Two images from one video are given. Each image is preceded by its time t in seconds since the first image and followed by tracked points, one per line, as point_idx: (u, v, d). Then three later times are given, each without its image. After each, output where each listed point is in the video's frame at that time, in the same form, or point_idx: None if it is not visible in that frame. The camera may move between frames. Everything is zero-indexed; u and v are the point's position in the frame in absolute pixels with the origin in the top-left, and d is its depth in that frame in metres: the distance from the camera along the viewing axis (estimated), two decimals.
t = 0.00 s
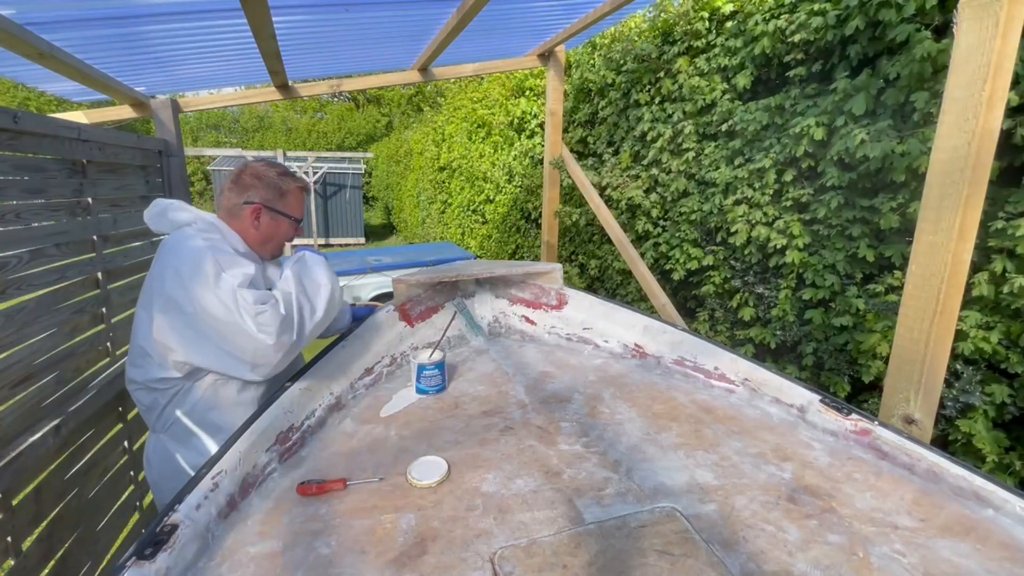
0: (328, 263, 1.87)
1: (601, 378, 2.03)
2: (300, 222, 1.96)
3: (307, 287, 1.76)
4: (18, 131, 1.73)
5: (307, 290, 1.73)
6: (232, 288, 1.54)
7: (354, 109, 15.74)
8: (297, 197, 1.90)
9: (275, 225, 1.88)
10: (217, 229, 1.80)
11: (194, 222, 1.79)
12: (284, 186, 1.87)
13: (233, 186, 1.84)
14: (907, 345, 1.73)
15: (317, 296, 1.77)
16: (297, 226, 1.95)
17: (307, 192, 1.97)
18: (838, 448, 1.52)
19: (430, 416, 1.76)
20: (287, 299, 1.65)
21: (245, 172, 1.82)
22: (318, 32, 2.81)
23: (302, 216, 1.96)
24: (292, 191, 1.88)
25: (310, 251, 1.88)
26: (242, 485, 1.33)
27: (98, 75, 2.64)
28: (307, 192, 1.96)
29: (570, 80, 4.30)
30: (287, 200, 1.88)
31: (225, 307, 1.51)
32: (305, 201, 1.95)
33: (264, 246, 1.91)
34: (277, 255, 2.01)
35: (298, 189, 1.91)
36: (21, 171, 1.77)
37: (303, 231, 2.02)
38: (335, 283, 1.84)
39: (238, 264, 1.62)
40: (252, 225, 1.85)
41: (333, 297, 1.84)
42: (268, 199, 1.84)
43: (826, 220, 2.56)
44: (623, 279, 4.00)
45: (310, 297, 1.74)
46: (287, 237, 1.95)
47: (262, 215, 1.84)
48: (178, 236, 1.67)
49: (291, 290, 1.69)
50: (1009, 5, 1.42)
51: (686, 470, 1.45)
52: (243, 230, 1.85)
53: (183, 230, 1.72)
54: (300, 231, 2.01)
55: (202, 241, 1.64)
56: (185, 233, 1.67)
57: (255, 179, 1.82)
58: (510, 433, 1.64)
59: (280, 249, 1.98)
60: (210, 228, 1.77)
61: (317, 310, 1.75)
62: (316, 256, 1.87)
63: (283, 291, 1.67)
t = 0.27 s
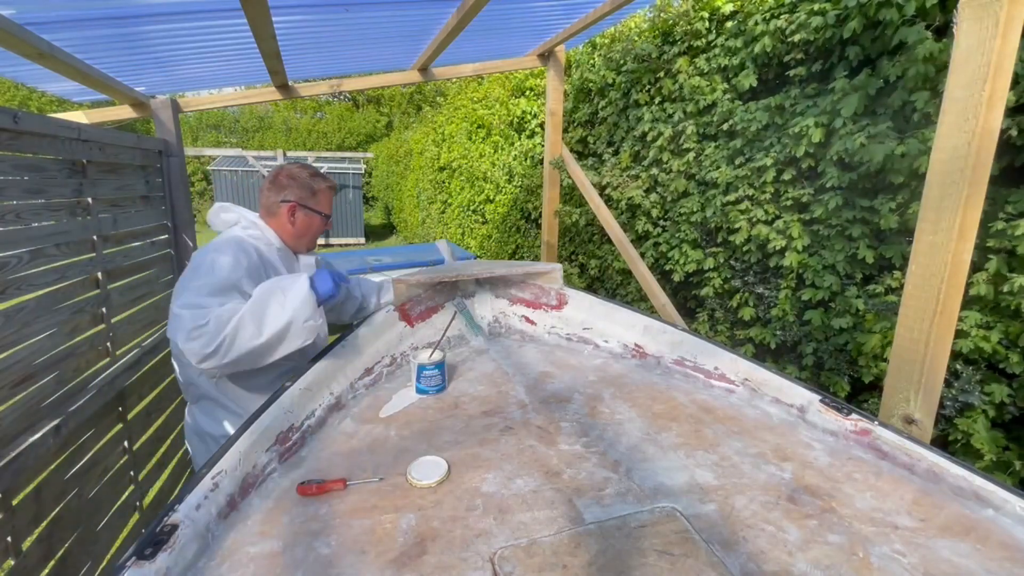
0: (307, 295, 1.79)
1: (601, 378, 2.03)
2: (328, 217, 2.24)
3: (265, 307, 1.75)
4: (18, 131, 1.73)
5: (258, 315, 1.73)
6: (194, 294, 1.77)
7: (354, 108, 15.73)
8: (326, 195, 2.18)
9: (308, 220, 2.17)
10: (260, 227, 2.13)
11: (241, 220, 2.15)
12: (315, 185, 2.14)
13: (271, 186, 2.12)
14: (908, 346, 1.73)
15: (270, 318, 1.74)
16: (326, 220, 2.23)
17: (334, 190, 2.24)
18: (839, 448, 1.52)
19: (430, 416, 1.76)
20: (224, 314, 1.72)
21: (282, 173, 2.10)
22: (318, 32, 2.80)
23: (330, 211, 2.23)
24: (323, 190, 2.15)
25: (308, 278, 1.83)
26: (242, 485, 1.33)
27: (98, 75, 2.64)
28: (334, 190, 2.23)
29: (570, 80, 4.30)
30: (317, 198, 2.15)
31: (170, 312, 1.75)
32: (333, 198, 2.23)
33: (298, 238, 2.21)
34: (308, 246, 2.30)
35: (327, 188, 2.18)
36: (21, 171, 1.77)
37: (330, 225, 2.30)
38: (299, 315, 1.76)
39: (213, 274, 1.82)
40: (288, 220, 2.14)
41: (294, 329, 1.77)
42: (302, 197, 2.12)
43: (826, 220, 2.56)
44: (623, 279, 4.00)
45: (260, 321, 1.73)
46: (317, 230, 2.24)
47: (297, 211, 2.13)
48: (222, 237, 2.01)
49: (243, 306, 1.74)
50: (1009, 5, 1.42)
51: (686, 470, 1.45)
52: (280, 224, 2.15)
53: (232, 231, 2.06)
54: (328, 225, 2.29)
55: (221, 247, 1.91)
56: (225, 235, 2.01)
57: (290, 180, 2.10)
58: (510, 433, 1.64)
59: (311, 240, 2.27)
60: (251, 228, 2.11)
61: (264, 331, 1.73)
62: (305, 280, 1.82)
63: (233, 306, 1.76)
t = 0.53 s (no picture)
0: (274, 295, 1.83)
1: (601, 378, 2.03)
2: (349, 215, 2.38)
3: (235, 297, 1.85)
4: (18, 131, 1.73)
5: (227, 298, 1.84)
6: (190, 271, 1.98)
7: (354, 108, 15.73)
8: (347, 193, 2.32)
9: (330, 216, 2.32)
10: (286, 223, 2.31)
11: (268, 212, 2.34)
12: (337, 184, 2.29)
13: (298, 182, 2.29)
14: (908, 346, 1.73)
15: (235, 308, 1.84)
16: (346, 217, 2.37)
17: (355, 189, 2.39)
18: (839, 448, 1.52)
19: (429, 416, 1.76)
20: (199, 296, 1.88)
21: (307, 172, 2.27)
22: (318, 32, 2.81)
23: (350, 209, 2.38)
24: (344, 188, 2.30)
25: (283, 281, 1.87)
26: (242, 485, 1.33)
27: (98, 75, 2.64)
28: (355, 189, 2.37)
29: (570, 80, 4.30)
30: (339, 196, 2.30)
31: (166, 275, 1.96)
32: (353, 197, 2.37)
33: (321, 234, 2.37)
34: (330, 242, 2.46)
35: (348, 187, 2.33)
36: (21, 171, 1.77)
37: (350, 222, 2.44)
38: (259, 311, 1.83)
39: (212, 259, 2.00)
40: (312, 216, 2.30)
41: (253, 321, 1.84)
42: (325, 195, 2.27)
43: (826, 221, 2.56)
44: (623, 279, 4.00)
45: (227, 304, 1.85)
46: (338, 226, 2.39)
47: (320, 208, 2.29)
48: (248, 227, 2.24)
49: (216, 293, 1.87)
50: (1009, 5, 1.42)
51: (686, 470, 1.45)
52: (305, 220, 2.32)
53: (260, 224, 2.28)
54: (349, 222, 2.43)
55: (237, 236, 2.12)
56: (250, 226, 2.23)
57: (314, 179, 2.26)
58: (510, 433, 1.64)
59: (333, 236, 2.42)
60: (276, 222, 2.30)
61: (226, 319, 1.84)
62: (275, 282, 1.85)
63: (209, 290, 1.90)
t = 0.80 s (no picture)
0: (267, 301, 1.82)
1: (601, 378, 2.03)
2: (344, 210, 2.35)
3: (230, 302, 1.84)
4: (18, 131, 1.73)
5: (222, 302, 1.84)
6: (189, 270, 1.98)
7: (354, 108, 15.73)
8: (342, 188, 2.29)
9: (324, 210, 2.30)
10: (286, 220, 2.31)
11: (268, 210, 2.34)
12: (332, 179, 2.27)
13: (295, 176, 2.29)
14: (908, 346, 1.73)
15: (230, 312, 1.84)
16: (342, 212, 2.35)
17: (353, 185, 2.35)
18: (839, 449, 1.52)
19: (429, 416, 1.76)
20: (195, 298, 1.88)
21: (304, 166, 2.27)
22: (318, 32, 2.81)
23: (346, 205, 2.34)
24: (338, 183, 2.28)
25: (276, 285, 1.86)
26: (242, 485, 1.33)
27: (98, 75, 2.64)
28: (352, 185, 2.34)
29: (570, 81, 4.30)
30: (334, 191, 2.28)
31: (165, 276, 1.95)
32: (349, 192, 2.33)
33: (316, 228, 2.36)
34: (329, 237, 2.44)
35: (343, 182, 2.30)
36: (21, 171, 1.77)
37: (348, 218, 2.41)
38: (253, 317, 1.82)
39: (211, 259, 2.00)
40: (306, 210, 2.30)
41: (248, 327, 1.85)
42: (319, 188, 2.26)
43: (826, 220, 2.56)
44: (623, 279, 4.00)
45: (222, 309, 1.84)
46: (334, 222, 2.36)
47: (314, 202, 2.28)
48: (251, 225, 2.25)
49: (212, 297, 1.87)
50: (1008, 5, 1.42)
51: (686, 470, 1.45)
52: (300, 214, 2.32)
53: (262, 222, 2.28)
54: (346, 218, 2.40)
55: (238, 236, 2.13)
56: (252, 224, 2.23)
57: (309, 173, 2.26)
58: (510, 433, 1.64)
59: (330, 232, 2.40)
60: (276, 219, 2.29)
61: (222, 323, 1.85)
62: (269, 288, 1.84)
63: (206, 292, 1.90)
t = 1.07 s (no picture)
0: (252, 323, 1.88)
1: (601, 378, 2.03)
2: (318, 205, 2.22)
3: (223, 322, 1.94)
4: (17, 131, 1.73)
5: (215, 323, 1.95)
6: (188, 286, 2.09)
7: (354, 108, 15.73)
8: (315, 180, 2.19)
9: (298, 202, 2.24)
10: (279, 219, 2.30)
11: (263, 211, 2.33)
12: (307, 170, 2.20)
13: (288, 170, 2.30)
14: (908, 346, 1.73)
15: (224, 332, 1.94)
16: (314, 205, 2.22)
17: (335, 180, 2.23)
18: (839, 448, 1.52)
19: (429, 416, 1.76)
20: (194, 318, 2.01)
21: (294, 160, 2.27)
22: (318, 32, 2.80)
23: (321, 199, 2.22)
24: (311, 175, 2.19)
25: (260, 305, 1.90)
26: (242, 485, 1.33)
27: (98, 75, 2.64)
28: (331, 180, 2.21)
29: (570, 81, 4.30)
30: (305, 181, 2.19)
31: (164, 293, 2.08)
32: (324, 186, 2.20)
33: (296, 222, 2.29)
34: (314, 235, 2.33)
35: (320, 175, 2.19)
36: (21, 171, 1.77)
37: (326, 215, 2.25)
38: (243, 338, 1.90)
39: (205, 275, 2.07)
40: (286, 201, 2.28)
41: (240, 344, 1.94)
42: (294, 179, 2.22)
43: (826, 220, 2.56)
44: (623, 279, 4.00)
45: (216, 330, 1.95)
46: (309, 216, 2.25)
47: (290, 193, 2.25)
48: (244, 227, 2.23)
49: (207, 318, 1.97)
50: (1009, 5, 1.42)
51: (686, 470, 1.45)
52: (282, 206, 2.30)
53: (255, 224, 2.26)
54: (325, 215, 2.25)
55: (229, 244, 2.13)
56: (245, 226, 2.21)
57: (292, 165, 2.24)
58: (510, 433, 1.64)
59: (309, 228, 2.29)
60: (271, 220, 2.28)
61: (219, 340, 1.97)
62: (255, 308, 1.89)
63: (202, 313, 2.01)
